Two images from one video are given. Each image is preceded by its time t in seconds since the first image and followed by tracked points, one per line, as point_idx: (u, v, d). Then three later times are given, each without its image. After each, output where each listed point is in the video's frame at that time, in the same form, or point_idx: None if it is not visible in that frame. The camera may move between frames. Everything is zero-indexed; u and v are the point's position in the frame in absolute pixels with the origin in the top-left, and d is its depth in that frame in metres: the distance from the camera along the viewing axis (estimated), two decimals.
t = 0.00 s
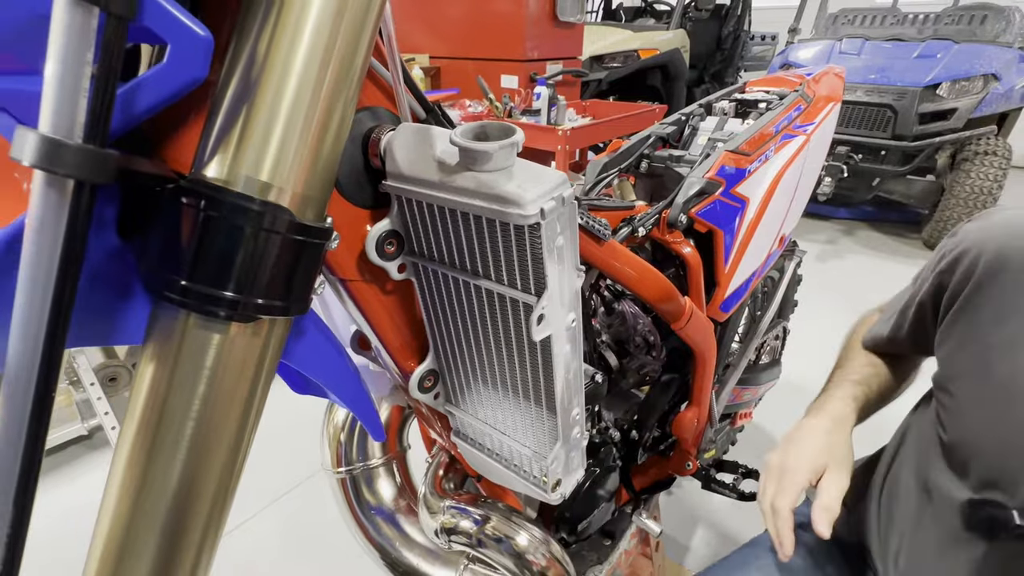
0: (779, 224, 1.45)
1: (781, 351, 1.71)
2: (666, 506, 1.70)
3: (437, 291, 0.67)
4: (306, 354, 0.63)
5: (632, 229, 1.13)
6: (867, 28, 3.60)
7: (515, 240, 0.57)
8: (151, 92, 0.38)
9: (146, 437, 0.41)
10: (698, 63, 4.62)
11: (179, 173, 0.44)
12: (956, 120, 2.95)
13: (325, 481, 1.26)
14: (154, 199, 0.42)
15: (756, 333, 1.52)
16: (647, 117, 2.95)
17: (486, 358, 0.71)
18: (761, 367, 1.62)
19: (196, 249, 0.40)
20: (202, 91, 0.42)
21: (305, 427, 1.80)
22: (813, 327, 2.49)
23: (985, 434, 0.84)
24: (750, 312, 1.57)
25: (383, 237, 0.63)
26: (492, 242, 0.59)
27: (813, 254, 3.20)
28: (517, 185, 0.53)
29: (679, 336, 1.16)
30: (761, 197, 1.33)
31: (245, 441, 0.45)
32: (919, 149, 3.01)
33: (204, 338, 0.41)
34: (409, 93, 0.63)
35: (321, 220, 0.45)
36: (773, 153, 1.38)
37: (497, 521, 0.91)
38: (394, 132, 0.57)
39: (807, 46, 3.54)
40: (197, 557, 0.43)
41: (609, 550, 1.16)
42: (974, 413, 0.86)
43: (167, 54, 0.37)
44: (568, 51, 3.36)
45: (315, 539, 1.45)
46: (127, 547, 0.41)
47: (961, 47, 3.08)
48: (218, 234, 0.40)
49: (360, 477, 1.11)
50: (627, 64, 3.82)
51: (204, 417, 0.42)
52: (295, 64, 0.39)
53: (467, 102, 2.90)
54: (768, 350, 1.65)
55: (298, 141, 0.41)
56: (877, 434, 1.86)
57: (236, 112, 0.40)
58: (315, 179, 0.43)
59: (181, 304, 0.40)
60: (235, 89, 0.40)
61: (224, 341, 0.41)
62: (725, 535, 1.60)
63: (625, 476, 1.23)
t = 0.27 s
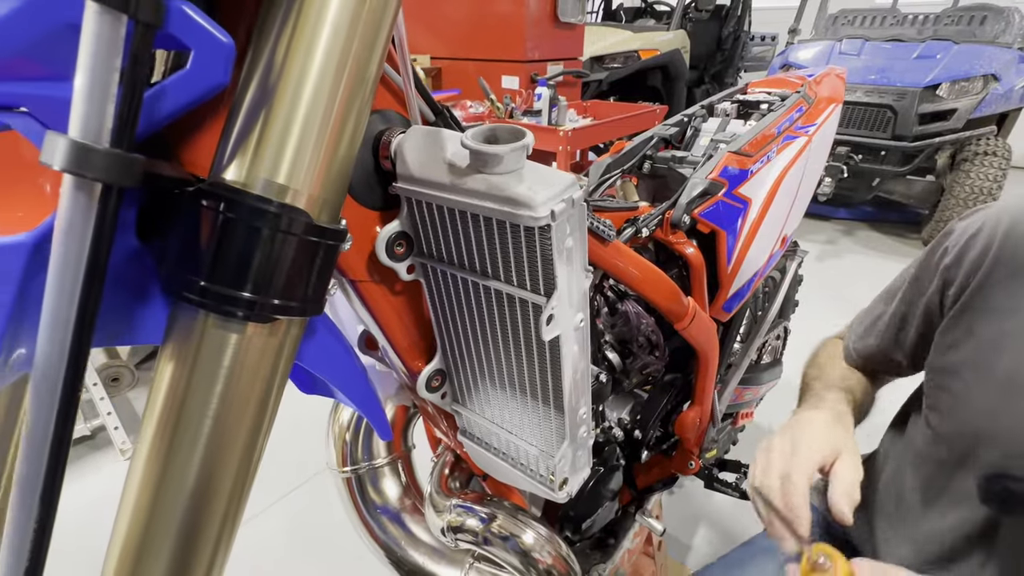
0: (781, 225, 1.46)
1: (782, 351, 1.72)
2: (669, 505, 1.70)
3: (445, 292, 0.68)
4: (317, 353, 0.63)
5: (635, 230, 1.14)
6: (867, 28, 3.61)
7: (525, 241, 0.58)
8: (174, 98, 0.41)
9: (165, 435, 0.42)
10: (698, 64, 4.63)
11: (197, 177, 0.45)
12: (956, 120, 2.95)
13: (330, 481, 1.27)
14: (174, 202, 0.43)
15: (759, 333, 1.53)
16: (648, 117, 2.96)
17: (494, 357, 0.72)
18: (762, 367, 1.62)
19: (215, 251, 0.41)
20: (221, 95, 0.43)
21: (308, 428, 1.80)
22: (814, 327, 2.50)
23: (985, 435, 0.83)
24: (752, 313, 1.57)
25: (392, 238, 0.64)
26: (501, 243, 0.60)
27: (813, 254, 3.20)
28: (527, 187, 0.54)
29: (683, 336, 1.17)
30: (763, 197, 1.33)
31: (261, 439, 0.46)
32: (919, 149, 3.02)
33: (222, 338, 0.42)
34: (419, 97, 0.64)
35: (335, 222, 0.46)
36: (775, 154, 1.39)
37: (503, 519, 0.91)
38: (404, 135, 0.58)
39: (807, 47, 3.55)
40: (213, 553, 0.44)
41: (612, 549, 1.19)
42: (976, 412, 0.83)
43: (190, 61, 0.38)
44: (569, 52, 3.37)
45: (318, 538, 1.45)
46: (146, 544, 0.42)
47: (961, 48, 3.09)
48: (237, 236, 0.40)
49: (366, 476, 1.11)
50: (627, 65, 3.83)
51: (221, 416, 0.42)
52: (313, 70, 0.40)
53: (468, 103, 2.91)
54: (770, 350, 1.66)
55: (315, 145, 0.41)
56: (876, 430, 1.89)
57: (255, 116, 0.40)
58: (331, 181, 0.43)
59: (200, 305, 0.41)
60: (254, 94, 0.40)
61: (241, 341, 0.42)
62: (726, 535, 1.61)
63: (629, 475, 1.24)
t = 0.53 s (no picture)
0: (781, 224, 1.47)
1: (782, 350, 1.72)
2: (669, 504, 1.71)
3: (448, 290, 0.69)
4: (322, 351, 0.64)
5: (636, 230, 1.15)
6: (866, 29, 3.62)
7: (528, 240, 0.58)
8: (185, 99, 0.42)
9: (174, 431, 0.43)
10: (697, 65, 4.64)
11: (206, 176, 0.46)
12: (955, 120, 2.96)
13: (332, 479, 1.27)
14: (183, 201, 0.44)
15: (759, 332, 1.53)
16: (648, 118, 2.96)
17: (496, 355, 0.73)
18: (762, 366, 1.63)
19: (224, 249, 0.41)
20: (229, 95, 0.44)
21: (310, 427, 1.81)
22: (815, 327, 2.51)
23: (992, 427, 0.85)
24: (752, 312, 1.57)
25: (396, 237, 0.64)
26: (504, 241, 0.60)
27: (813, 254, 3.21)
28: (530, 186, 0.54)
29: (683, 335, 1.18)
30: (763, 197, 1.34)
31: (267, 436, 0.47)
32: (918, 149, 3.03)
33: (230, 335, 0.42)
34: (423, 97, 0.64)
35: (341, 221, 0.46)
36: (774, 154, 1.40)
37: (505, 516, 0.92)
38: (408, 135, 0.59)
39: (807, 47, 3.56)
40: (221, 546, 0.45)
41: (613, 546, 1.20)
42: (980, 403, 0.87)
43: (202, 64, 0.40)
44: (569, 52, 3.38)
45: (321, 536, 1.46)
46: (156, 538, 0.42)
47: (960, 48, 3.10)
48: (245, 234, 0.41)
49: (368, 475, 1.12)
50: (627, 65, 3.84)
51: (229, 412, 0.43)
52: (320, 72, 0.41)
53: (468, 103, 2.91)
54: (770, 349, 1.66)
55: (322, 145, 0.42)
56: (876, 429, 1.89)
57: (263, 117, 0.41)
58: (337, 181, 0.44)
59: (209, 302, 0.42)
60: (263, 95, 0.41)
61: (249, 338, 0.43)
62: (727, 533, 1.62)
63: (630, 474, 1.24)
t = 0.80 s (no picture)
0: (776, 224, 1.48)
1: (778, 349, 1.73)
2: (666, 503, 1.72)
3: (442, 289, 0.70)
4: (317, 349, 0.65)
5: (631, 230, 1.16)
6: (865, 29, 3.63)
7: (519, 239, 0.59)
8: (180, 101, 0.43)
9: (170, 426, 0.43)
10: (696, 65, 4.65)
11: (201, 176, 0.47)
12: (953, 121, 2.97)
13: (330, 477, 1.28)
14: (179, 200, 0.45)
15: (754, 332, 1.54)
16: (646, 118, 2.97)
17: (490, 353, 0.73)
18: (758, 365, 1.64)
19: (218, 247, 0.42)
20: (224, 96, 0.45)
21: (309, 426, 1.81)
22: (812, 326, 2.52)
23: (980, 416, 0.88)
24: (748, 312, 1.58)
25: (391, 237, 0.65)
26: (496, 241, 0.61)
27: (811, 254, 3.22)
28: (521, 186, 0.55)
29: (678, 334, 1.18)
30: (758, 197, 1.35)
31: (262, 431, 0.47)
32: (916, 149, 3.04)
33: (225, 332, 0.43)
34: (416, 98, 0.65)
35: (334, 220, 0.47)
36: (770, 154, 1.41)
37: (500, 513, 0.93)
38: (402, 136, 0.60)
39: (805, 48, 3.57)
40: (216, 539, 0.45)
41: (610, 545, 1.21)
42: (965, 393, 0.90)
43: (197, 65, 0.41)
44: (568, 53, 3.38)
45: (319, 535, 1.46)
46: (151, 531, 0.43)
47: (958, 48, 3.10)
48: (239, 233, 0.42)
49: (365, 473, 1.13)
50: (626, 66, 3.85)
51: (224, 408, 0.44)
52: (313, 74, 0.41)
53: (467, 104, 2.92)
54: (766, 348, 1.67)
55: (315, 146, 0.43)
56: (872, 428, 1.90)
57: (256, 118, 0.42)
58: (330, 180, 0.45)
59: (203, 299, 0.43)
60: (256, 96, 0.42)
61: (243, 334, 0.44)
62: (723, 531, 1.63)
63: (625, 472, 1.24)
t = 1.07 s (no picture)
0: (774, 224, 1.48)
1: (777, 349, 1.74)
2: (665, 503, 1.72)
3: (441, 289, 0.70)
4: (317, 348, 0.65)
5: (629, 230, 1.16)
6: (864, 30, 3.63)
7: (516, 239, 0.60)
8: (180, 103, 0.43)
9: (170, 425, 0.44)
10: (696, 66, 4.66)
11: (201, 177, 0.48)
12: (952, 121, 2.98)
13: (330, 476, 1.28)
14: (180, 201, 0.45)
15: (753, 332, 1.55)
16: (645, 118, 2.98)
17: (487, 352, 0.74)
18: (757, 365, 1.65)
19: (219, 247, 0.43)
20: (224, 97, 0.45)
21: (309, 426, 1.82)
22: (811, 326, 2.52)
23: (956, 408, 0.91)
24: (747, 312, 1.59)
25: (389, 237, 0.66)
26: (494, 240, 0.62)
27: (810, 254, 3.23)
28: (518, 187, 0.56)
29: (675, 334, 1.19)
30: (755, 198, 1.36)
31: (261, 429, 0.48)
32: (915, 150, 3.04)
33: (225, 331, 0.44)
34: (415, 100, 0.66)
35: (333, 220, 0.48)
36: (767, 155, 1.41)
37: (498, 512, 0.94)
38: (400, 137, 0.60)
39: (804, 48, 3.58)
40: (216, 536, 0.46)
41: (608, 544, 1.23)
42: (946, 388, 0.92)
43: (197, 68, 0.42)
44: (567, 54, 3.39)
45: (319, 534, 1.47)
46: (152, 529, 0.44)
47: (957, 49, 3.11)
48: (239, 233, 0.42)
49: (364, 472, 1.13)
50: (626, 66, 3.86)
51: (224, 407, 0.44)
52: (311, 76, 0.42)
53: (467, 104, 2.92)
54: (764, 348, 1.68)
55: (313, 147, 0.43)
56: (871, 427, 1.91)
57: (256, 119, 0.42)
58: (329, 181, 0.46)
59: (204, 298, 0.43)
60: (256, 98, 0.42)
61: (243, 334, 0.44)
62: (722, 531, 1.63)
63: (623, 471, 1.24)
